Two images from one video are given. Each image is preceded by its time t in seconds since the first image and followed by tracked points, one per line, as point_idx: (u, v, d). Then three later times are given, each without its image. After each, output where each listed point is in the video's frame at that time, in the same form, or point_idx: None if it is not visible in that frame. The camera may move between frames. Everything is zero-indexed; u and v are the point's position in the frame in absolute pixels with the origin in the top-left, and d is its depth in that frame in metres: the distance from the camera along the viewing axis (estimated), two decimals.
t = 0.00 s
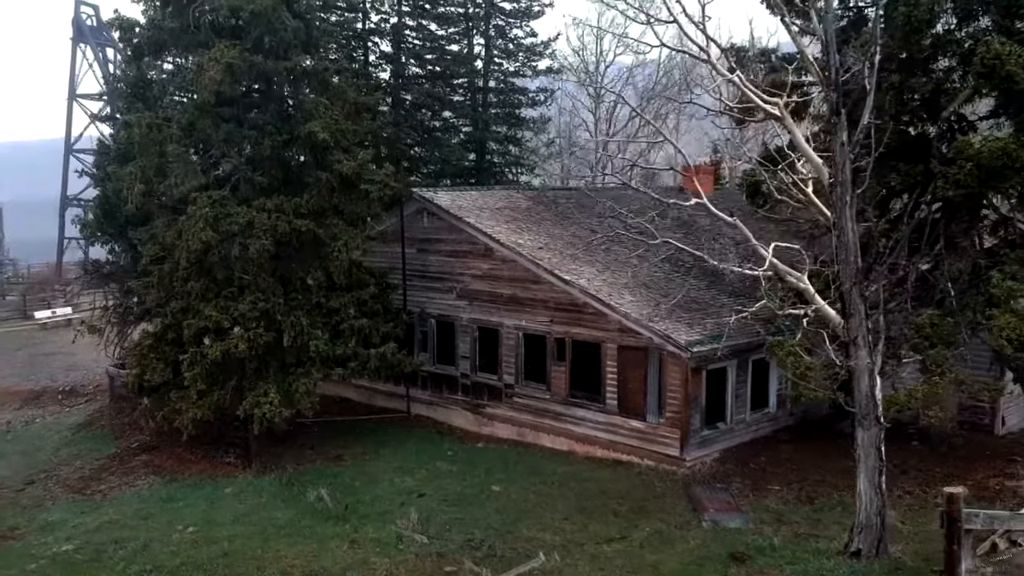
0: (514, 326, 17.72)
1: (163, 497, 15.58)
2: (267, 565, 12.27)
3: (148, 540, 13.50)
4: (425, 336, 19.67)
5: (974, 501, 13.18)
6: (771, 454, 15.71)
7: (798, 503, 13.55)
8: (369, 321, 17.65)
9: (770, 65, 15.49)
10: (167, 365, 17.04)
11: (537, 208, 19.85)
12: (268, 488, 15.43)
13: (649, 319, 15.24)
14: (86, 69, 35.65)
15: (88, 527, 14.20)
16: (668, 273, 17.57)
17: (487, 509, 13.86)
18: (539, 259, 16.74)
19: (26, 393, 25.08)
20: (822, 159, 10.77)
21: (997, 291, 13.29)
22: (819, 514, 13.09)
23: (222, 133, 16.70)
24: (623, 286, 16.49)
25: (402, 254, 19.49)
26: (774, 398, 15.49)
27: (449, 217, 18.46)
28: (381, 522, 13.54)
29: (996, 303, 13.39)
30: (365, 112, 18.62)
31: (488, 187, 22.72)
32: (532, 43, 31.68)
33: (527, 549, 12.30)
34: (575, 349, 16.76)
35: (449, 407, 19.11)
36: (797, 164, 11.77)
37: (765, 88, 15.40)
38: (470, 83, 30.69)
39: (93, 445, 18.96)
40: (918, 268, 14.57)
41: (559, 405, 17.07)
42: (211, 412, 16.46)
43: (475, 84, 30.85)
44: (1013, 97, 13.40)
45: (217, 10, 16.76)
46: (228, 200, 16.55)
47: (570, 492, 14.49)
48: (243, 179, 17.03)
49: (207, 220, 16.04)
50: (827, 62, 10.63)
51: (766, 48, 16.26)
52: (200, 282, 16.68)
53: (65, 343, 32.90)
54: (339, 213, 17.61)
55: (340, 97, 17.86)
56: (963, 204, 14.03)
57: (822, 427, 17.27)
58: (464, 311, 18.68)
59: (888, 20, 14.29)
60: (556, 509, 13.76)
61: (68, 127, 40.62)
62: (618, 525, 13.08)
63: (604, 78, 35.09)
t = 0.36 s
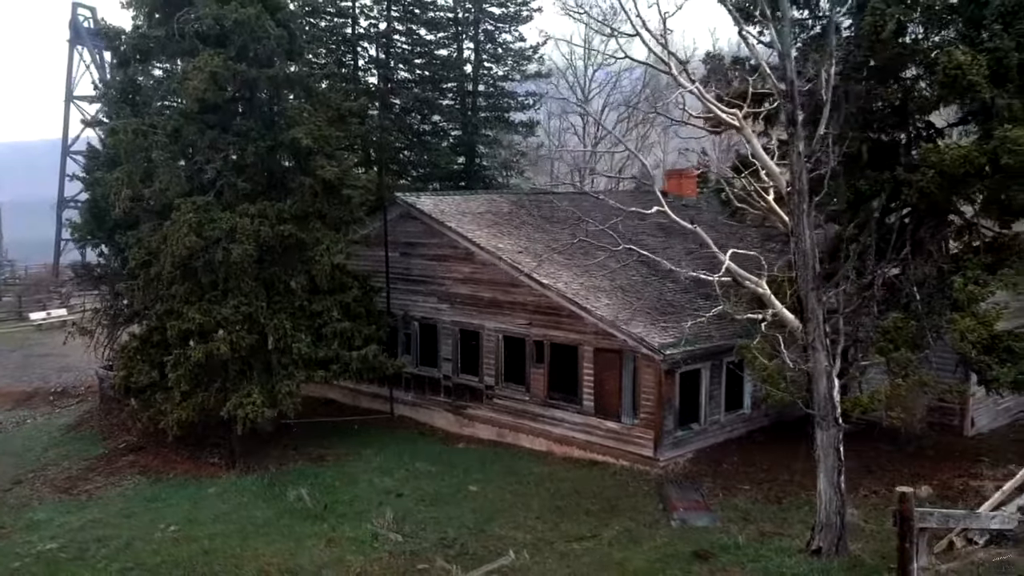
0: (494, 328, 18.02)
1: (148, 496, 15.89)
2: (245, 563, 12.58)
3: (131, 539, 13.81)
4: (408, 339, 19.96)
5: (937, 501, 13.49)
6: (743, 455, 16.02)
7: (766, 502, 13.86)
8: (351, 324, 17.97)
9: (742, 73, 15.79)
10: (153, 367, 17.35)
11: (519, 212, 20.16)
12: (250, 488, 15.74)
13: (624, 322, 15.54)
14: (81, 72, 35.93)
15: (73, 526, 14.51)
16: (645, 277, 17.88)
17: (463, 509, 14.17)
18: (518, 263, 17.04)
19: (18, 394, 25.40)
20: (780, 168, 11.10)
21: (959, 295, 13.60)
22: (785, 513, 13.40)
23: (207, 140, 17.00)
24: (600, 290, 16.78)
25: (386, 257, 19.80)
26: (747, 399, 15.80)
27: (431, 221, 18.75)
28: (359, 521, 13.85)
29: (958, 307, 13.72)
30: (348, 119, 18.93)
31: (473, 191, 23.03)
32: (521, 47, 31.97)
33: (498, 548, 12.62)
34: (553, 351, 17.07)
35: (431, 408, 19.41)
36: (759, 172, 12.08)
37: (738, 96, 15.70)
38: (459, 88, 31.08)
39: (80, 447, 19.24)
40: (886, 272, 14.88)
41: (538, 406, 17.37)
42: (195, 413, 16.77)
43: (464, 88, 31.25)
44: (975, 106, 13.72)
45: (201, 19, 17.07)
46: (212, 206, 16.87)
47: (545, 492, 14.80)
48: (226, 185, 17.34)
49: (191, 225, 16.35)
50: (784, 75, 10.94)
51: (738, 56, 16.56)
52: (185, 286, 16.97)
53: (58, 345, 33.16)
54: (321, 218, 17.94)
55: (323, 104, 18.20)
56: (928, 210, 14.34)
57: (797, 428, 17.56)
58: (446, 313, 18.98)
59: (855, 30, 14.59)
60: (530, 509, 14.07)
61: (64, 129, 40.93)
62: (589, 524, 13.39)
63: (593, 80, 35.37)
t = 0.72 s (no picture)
0: (471, 329, 18.32)
1: (128, 494, 16.20)
2: (218, 559, 12.89)
3: (108, 535, 14.13)
4: (388, 339, 20.26)
5: (896, 498, 13.79)
6: (712, 454, 16.33)
7: (729, 499, 14.18)
8: (329, 325, 18.27)
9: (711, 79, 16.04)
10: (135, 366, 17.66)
11: (498, 214, 20.47)
12: (228, 486, 16.06)
13: (594, 323, 15.86)
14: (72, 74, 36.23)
15: (52, 522, 14.83)
16: (619, 278, 18.19)
17: (434, 506, 14.48)
18: (493, 265, 17.35)
19: (7, 393, 25.70)
20: (733, 173, 11.40)
21: (917, 296, 13.90)
22: (746, 509, 13.72)
23: (187, 144, 17.31)
24: (573, 291, 17.08)
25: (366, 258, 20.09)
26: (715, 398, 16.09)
27: (410, 223, 19.06)
28: (331, 518, 14.17)
29: (916, 308, 14.03)
30: (329, 122, 19.24)
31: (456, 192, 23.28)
32: (507, 50, 32.02)
33: (464, 543, 12.94)
34: (527, 351, 17.38)
35: (409, 408, 19.71)
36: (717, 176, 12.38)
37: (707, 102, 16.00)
38: (446, 90, 31.35)
39: (65, 445, 19.53)
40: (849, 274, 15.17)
41: (512, 405, 17.68)
42: (175, 412, 17.08)
43: (451, 90, 31.47)
44: (933, 111, 13.99)
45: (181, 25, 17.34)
46: (192, 209, 17.17)
47: (515, 489, 15.10)
48: (206, 188, 17.64)
49: (171, 228, 16.65)
50: (735, 83, 11.17)
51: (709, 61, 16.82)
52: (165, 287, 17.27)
53: (49, 345, 33.46)
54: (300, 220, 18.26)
55: (303, 108, 18.51)
56: (890, 213, 14.63)
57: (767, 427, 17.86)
58: (424, 314, 19.27)
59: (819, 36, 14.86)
60: (499, 506, 14.38)
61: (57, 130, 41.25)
62: (555, 520, 13.70)
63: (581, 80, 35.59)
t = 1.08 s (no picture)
0: (445, 331, 18.59)
1: (104, 493, 16.48)
2: (187, 556, 13.17)
3: (82, 533, 14.42)
4: (366, 340, 20.54)
5: (852, 498, 14.09)
6: (678, 454, 16.61)
7: (690, 498, 14.47)
8: (305, 327, 18.56)
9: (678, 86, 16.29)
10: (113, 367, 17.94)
11: (475, 217, 20.75)
12: (202, 485, 16.35)
13: (561, 325, 16.13)
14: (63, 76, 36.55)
15: (28, 521, 15.11)
16: (591, 281, 18.48)
17: (403, 505, 14.76)
18: (465, 267, 17.62)
19: None
20: (684, 180, 11.69)
21: (873, 300, 14.19)
22: (706, 508, 14.01)
23: (164, 148, 17.57)
24: (544, 293, 17.35)
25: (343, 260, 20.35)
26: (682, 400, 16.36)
27: (385, 227, 19.33)
28: (300, 517, 14.46)
29: (873, 312, 14.30)
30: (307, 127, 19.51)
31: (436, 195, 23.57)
32: (491, 53, 32.08)
33: (428, 541, 13.23)
34: (499, 352, 17.66)
35: (386, 408, 19.99)
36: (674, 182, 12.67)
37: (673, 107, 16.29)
38: (432, 92, 30.94)
39: (46, 445, 19.79)
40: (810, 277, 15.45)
41: (485, 406, 17.95)
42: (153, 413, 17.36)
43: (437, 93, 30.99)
44: (891, 118, 14.25)
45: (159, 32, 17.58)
46: (169, 212, 17.44)
47: (483, 489, 15.39)
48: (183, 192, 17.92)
49: (148, 231, 16.93)
50: (684, 93, 11.44)
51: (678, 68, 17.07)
52: (143, 289, 17.54)
53: (37, 345, 33.75)
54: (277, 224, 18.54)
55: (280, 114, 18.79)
56: (848, 218, 14.91)
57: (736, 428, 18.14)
58: (400, 316, 19.55)
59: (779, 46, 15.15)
60: (466, 505, 14.66)
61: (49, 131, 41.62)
62: (519, 519, 14.00)
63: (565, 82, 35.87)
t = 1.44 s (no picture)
0: (416, 334, 18.84)
1: (77, 495, 16.71)
2: (151, 557, 13.40)
3: (52, 534, 14.66)
4: (341, 343, 20.79)
5: (806, 499, 14.35)
6: (642, 457, 16.87)
7: (650, 500, 14.73)
8: (278, 330, 18.81)
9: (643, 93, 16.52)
10: (88, 371, 18.17)
11: (450, 222, 21.01)
12: (174, 488, 16.60)
13: (527, 329, 16.41)
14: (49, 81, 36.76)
15: None
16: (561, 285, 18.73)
17: (368, 507, 15.01)
18: (435, 272, 17.88)
19: None
20: (633, 189, 11.93)
21: (827, 305, 14.44)
22: (663, 510, 14.27)
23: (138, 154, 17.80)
24: (512, 298, 17.60)
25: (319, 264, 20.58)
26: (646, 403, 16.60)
27: (358, 231, 19.59)
28: (266, 518, 14.70)
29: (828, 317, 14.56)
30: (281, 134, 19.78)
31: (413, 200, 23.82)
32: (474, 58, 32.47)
33: (388, 542, 13.48)
34: (469, 356, 17.91)
35: (360, 411, 20.24)
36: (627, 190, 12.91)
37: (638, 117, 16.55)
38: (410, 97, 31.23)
39: (24, 448, 20.00)
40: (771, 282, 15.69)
41: (455, 409, 18.19)
42: (126, 416, 17.59)
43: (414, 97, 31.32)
44: (846, 127, 14.51)
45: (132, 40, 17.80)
46: (143, 218, 17.67)
47: (448, 491, 15.63)
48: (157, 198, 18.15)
49: (121, 236, 17.16)
50: (632, 104, 11.70)
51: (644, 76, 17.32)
52: (117, 294, 17.78)
53: (23, 347, 33.92)
54: (250, 230, 18.80)
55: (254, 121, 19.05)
56: (807, 224, 15.14)
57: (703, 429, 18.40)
58: (373, 320, 19.79)
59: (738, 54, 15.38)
60: (430, 507, 14.91)
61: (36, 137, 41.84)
62: (480, 520, 14.25)
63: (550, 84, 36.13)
